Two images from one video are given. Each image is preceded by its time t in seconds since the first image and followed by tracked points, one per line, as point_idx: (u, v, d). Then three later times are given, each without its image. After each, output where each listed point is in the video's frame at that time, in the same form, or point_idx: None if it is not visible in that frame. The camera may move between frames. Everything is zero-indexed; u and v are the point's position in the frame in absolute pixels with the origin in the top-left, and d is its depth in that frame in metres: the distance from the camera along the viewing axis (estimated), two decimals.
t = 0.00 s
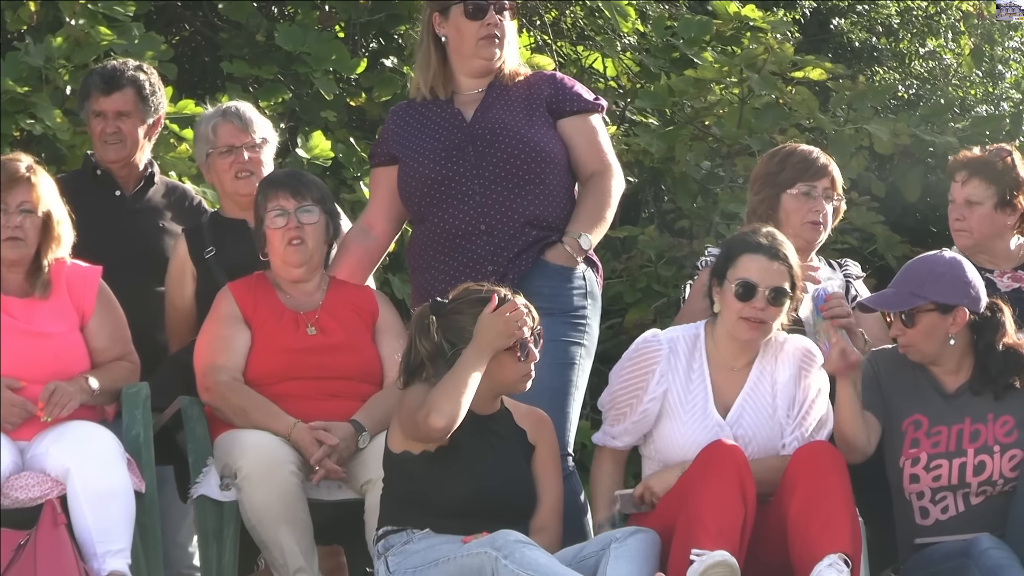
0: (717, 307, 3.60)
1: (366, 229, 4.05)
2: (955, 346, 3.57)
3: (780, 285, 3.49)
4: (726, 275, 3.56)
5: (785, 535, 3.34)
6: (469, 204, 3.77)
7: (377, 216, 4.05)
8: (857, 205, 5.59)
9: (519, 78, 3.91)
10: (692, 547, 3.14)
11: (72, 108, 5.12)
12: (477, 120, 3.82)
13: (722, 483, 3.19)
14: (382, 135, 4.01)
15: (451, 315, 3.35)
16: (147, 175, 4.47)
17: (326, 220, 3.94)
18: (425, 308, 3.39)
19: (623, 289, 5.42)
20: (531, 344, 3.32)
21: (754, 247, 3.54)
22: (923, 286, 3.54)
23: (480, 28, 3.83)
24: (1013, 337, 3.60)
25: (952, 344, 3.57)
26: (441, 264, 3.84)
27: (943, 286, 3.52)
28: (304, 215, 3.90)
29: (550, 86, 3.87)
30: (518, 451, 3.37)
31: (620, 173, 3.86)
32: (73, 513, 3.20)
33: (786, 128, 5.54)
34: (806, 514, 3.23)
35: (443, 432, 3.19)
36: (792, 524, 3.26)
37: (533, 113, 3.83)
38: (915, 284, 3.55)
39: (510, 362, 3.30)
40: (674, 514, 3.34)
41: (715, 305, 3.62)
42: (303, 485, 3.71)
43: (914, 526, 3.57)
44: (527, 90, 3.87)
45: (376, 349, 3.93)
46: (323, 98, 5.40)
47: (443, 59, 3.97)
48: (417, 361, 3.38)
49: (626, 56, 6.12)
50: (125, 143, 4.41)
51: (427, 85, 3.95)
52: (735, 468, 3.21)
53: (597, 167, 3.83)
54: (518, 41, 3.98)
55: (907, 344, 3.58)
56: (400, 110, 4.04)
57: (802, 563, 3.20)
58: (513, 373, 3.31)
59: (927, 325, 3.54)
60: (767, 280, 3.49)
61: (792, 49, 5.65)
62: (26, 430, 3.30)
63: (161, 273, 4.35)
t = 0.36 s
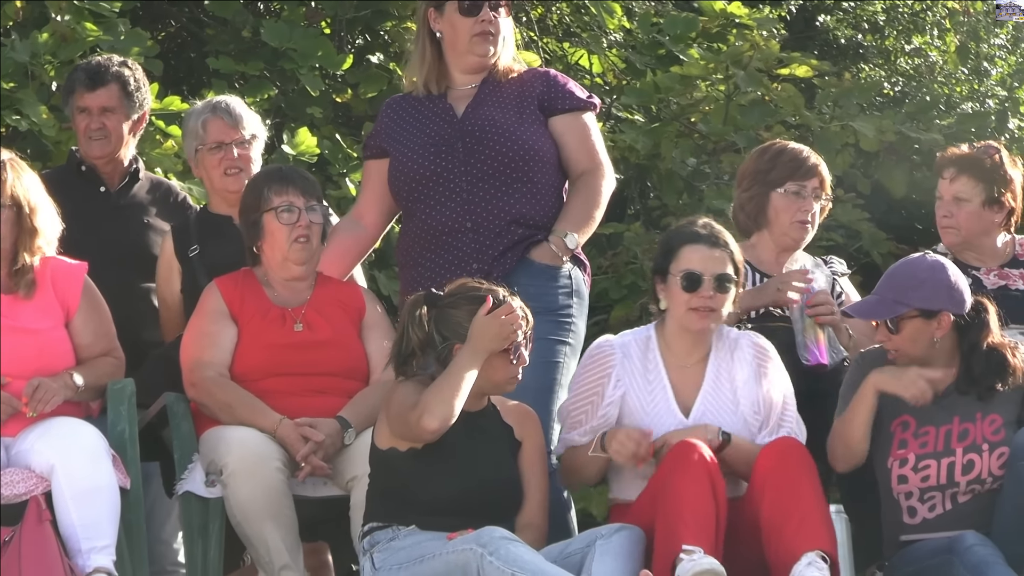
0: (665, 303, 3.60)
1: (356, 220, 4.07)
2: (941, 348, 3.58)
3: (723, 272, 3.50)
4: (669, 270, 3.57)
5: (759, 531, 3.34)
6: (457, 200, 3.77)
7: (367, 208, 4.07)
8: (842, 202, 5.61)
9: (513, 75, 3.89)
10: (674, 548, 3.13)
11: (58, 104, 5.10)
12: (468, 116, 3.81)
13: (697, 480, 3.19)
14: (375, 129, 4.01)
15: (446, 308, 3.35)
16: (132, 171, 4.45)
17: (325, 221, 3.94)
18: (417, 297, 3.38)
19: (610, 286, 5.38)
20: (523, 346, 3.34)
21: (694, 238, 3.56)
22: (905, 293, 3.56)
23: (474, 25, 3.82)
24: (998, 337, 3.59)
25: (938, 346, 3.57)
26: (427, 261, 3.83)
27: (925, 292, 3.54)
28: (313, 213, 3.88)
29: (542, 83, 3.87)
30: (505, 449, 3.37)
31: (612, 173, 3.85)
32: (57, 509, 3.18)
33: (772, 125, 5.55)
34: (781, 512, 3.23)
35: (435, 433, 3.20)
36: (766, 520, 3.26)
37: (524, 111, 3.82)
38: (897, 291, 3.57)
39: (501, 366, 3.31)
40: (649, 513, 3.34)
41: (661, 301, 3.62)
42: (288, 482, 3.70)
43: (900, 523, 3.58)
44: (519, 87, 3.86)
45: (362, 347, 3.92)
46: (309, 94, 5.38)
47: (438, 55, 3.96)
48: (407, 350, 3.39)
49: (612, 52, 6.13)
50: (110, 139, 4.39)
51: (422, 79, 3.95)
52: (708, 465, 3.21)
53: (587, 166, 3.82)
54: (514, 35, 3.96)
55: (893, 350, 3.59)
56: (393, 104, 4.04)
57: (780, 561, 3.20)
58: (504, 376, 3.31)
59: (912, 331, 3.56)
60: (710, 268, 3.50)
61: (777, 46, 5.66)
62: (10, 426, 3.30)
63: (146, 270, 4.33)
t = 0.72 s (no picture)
0: (614, 294, 3.60)
1: (326, 210, 4.02)
2: (923, 344, 3.61)
3: (670, 257, 3.52)
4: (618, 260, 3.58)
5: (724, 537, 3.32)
6: (441, 195, 3.77)
7: (335, 198, 4.04)
8: (824, 197, 5.63)
9: (495, 69, 3.90)
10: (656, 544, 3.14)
11: (39, 97, 5.08)
12: (451, 111, 3.82)
13: (673, 471, 3.21)
14: (357, 124, 4.01)
15: (436, 300, 3.36)
16: (114, 165, 4.43)
17: (305, 216, 3.91)
18: (410, 289, 3.40)
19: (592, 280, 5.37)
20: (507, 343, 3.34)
21: (642, 225, 3.58)
22: (887, 288, 3.58)
23: (456, 20, 3.82)
24: (979, 333, 3.63)
25: (919, 342, 3.61)
26: (412, 255, 3.83)
27: (908, 287, 3.57)
28: (292, 207, 3.86)
29: (525, 77, 3.87)
30: (487, 445, 3.37)
31: (594, 167, 3.86)
32: (39, 503, 3.17)
33: (753, 120, 5.58)
34: (744, 506, 3.24)
35: (424, 436, 3.23)
36: (731, 524, 3.26)
37: (507, 105, 3.82)
38: (880, 287, 3.60)
39: (483, 365, 3.30)
40: (626, 513, 3.35)
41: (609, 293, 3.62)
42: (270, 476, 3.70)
43: (882, 518, 3.61)
44: (501, 81, 3.86)
45: (343, 341, 3.93)
46: (291, 88, 5.37)
47: (421, 51, 3.96)
48: (397, 341, 3.41)
49: (594, 47, 6.13)
50: (90, 133, 4.37)
51: (405, 74, 3.95)
52: (682, 457, 3.24)
53: (570, 160, 3.82)
54: (495, 29, 3.97)
55: (873, 345, 3.62)
56: (375, 100, 4.03)
57: (751, 555, 3.20)
58: (486, 372, 3.31)
59: (893, 326, 3.59)
60: (658, 252, 3.53)
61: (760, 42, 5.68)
62: None
63: (127, 265, 4.32)
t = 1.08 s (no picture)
0: (607, 286, 3.59)
1: (304, 207, 4.01)
2: (901, 337, 3.63)
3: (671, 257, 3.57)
4: (614, 255, 3.58)
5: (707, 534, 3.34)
6: (423, 191, 3.77)
7: (317, 198, 4.02)
8: (806, 191, 5.65)
9: (473, 65, 3.92)
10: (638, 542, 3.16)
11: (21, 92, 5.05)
12: (431, 106, 3.82)
13: (655, 468, 3.23)
14: (336, 120, 4.00)
15: (424, 286, 3.39)
16: (96, 159, 4.42)
17: (281, 210, 3.89)
18: (397, 288, 3.43)
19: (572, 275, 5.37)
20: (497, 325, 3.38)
21: (644, 223, 3.59)
22: (865, 281, 3.61)
23: (432, 14, 3.83)
24: (957, 328, 3.66)
25: (897, 335, 3.62)
26: (394, 251, 3.83)
27: (885, 280, 3.60)
28: (265, 202, 3.84)
29: (503, 72, 3.88)
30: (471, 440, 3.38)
31: (574, 162, 3.87)
32: (20, 498, 3.16)
33: (735, 114, 5.60)
34: (727, 503, 3.25)
35: (412, 423, 3.24)
36: (713, 523, 3.28)
37: (487, 100, 3.83)
38: (857, 280, 3.62)
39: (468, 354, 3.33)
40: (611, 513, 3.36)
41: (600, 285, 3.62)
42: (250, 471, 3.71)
43: (864, 515, 3.62)
44: (480, 76, 3.87)
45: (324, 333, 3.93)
46: (272, 83, 5.36)
47: (397, 46, 3.97)
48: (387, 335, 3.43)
49: (575, 41, 6.11)
50: (72, 128, 4.36)
51: (382, 70, 3.95)
52: (666, 455, 3.25)
53: (551, 155, 3.83)
54: (470, 27, 3.99)
55: (853, 337, 3.62)
56: (354, 96, 4.03)
57: (734, 553, 3.22)
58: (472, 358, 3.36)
59: (872, 318, 3.60)
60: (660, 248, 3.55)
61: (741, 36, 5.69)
62: None
63: (108, 260, 4.31)
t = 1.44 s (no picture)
0: (591, 286, 3.60)
1: (292, 207, 4.02)
2: (881, 337, 3.64)
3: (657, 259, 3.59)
4: (599, 254, 3.59)
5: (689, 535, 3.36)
6: (403, 191, 3.77)
7: (303, 195, 4.04)
8: (788, 192, 5.68)
9: (456, 64, 3.91)
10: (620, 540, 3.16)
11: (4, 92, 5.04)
12: (413, 106, 3.82)
13: (632, 470, 3.24)
14: (320, 119, 4.00)
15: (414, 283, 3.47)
16: (79, 159, 4.41)
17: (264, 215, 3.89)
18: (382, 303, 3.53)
19: (554, 276, 5.37)
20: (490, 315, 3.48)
21: (628, 225, 3.60)
22: (848, 278, 3.62)
23: (416, 14, 3.83)
24: (939, 327, 3.69)
25: (879, 334, 3.64)
26: (374, 250, 3.84)
27: (869, 278, 3.61)
28: (247, 210, 3.84)
29: (487, 72, 3.88)
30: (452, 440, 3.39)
31: (556, 163, 3.88)
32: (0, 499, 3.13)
33: (717, 116, 5.60)
34: (709, 503, 3.27)
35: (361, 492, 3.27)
36: (696, 522, 3.29)
37: (469, 100, 3.84)
38: (841, 277, 3.63)
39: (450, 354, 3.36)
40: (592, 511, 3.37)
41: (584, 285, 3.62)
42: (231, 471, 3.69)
43: (845, 515, 3.65)
44: (463, 76, 3.87)
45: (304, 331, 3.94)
46: (254, 83, 5.36)
47: (381, 44, 3.98)
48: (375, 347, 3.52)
49: (557, 42, 6.13)
50: (69, 130, 4.34)
51: (366, 69, 3.95)
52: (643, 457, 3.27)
53: (532, 156, 3.84)
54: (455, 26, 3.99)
55: (835, 335, 3.64)
56: (338, 95, 4.03)
57: (714, 553, 3.23)
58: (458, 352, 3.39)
59: (855, 315, 3.62)
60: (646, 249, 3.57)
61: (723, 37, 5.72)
62: None
63: (91, 259, 4.31)
